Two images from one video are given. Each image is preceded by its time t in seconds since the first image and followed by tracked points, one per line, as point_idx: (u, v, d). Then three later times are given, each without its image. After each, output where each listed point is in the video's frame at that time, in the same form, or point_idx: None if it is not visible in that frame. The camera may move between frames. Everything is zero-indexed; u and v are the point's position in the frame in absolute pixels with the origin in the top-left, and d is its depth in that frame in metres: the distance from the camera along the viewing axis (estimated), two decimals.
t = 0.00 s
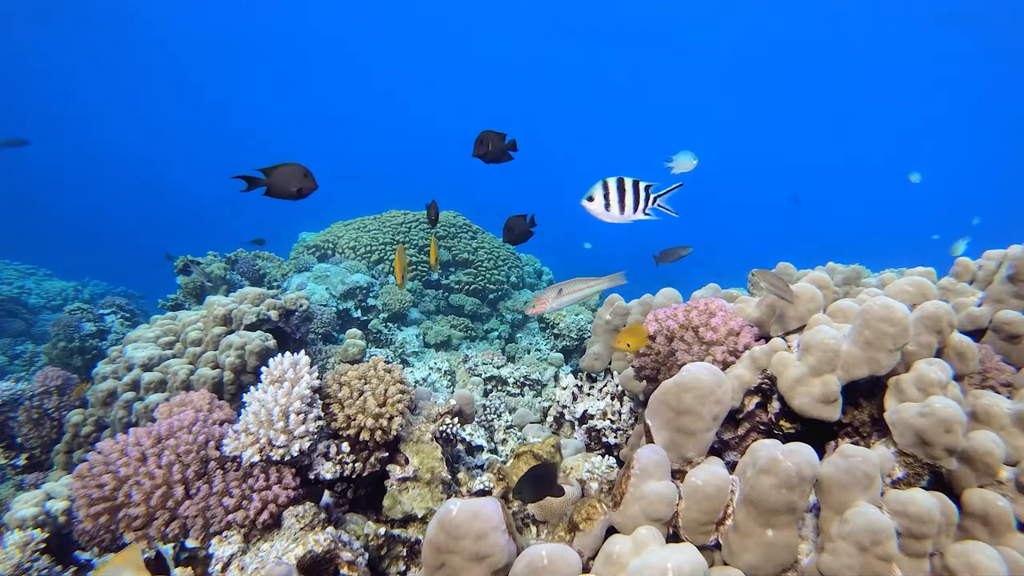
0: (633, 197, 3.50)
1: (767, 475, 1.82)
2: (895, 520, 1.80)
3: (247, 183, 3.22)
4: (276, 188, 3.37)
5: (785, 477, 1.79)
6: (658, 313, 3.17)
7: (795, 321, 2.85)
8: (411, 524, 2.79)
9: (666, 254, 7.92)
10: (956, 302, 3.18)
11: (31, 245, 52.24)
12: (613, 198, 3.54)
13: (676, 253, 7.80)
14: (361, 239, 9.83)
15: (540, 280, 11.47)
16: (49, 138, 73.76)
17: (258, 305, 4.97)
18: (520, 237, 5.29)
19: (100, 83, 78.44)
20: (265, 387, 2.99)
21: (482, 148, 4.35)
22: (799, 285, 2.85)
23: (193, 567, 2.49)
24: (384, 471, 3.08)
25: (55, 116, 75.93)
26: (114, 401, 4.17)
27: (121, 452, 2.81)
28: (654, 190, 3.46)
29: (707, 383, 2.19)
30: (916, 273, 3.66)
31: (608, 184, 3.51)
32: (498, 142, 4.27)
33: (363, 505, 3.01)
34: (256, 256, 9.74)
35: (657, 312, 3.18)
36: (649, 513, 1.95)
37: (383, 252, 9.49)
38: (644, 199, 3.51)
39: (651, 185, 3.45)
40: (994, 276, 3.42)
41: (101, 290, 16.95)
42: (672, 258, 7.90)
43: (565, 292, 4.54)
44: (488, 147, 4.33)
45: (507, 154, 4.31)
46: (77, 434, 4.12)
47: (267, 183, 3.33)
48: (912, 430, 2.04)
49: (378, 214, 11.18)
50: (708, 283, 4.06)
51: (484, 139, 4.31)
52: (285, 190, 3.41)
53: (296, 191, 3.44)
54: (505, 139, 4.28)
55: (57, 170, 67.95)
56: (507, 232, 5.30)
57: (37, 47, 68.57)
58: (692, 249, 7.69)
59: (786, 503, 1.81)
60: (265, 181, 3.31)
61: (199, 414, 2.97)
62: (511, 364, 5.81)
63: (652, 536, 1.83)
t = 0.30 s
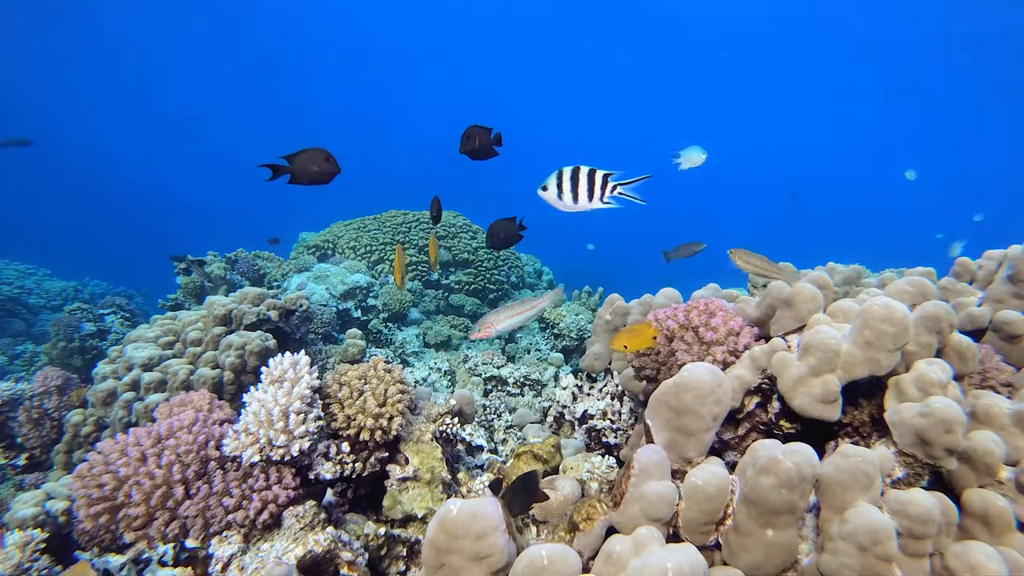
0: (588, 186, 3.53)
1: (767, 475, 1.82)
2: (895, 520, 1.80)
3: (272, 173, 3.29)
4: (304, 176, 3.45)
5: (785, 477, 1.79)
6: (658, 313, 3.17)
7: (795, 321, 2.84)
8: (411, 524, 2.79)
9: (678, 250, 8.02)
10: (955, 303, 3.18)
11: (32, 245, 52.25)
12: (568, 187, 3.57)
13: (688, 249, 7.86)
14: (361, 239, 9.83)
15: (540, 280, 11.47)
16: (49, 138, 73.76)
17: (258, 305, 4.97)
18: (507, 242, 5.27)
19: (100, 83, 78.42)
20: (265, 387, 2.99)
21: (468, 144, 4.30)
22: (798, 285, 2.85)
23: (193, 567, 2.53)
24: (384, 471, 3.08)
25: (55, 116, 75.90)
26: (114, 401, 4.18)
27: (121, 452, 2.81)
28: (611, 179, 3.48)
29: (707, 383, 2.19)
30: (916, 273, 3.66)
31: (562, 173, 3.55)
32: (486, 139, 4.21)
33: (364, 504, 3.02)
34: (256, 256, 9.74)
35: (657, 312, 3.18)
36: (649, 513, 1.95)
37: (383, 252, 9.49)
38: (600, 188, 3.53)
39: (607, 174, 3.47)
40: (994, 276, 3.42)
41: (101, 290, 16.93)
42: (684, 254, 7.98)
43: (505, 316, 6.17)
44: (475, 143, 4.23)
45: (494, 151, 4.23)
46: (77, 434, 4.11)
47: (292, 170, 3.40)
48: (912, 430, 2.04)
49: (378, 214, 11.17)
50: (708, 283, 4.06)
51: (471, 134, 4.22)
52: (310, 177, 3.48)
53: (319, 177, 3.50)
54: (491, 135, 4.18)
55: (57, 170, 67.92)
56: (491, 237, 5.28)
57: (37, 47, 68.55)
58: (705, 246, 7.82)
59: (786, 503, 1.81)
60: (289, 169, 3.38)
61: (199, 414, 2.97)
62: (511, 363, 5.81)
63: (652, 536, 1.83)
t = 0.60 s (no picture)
0: (546, 179, 3.53)
1: (767, 475, 1.82)
2: (895, 520, 1.80)
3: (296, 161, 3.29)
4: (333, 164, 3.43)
5: (785, 477, 1.79)
6: (658, 313, 3.17)
7: (795, 321, 2.84)
8: (411, 524, 2.79)
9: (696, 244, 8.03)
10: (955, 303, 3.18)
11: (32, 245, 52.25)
12: (527, 182, 3.57)
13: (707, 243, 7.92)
14: (362, 239, 9.82)
15: (540, 280, 11.47)
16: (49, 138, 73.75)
17: (259, 305, 4.96)
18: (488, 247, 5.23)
19: (100, 82, 78.37)
20: (264, 387, 2.98)
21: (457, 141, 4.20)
22: (798, 285, 2.85)
23: (193, 567, 2.54)
24: (384, 471, 3.08)
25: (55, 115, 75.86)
26: (114, 401, 4.17)
27: (121, 452, 2.81)
28: (569, 173, 3.47)
29: (707, 383, 2.19)
30: (916, 273, 3.66)
31: (522, 167, 3.54)
32: (474, 136, 4.13)
33: (364, 504, 3.02)
34: (256, 256, 9.74)
35: (657, 312, 3.19)
36: (649, 513, 1.95)
37: (383, 252, 9.48)
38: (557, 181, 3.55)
39: (566, 168, 3.46)
40: (994, 276, 3.42)
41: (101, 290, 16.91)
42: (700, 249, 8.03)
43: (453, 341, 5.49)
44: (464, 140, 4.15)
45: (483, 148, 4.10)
46: (77, 434, 4.11)
47: (317, 159, 3.37)
48: (912, 430, 2.04)
49: (378, 214, 11.16)
50: (708, 283, 4.06)
51: (461, 133, 4.11)
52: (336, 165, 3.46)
53: (344, 167, 3.46)
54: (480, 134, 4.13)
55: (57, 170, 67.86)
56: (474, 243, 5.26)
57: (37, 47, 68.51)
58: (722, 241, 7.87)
59: (786, 503, 1.81)
60: (314, 159, 3.36)
61: (199, 414, 2.97)
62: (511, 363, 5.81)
63: (652, 536, 1.82)
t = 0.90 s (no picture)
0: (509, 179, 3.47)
1: (767, 475, 1.82)
2: (895, 520, 1.80)
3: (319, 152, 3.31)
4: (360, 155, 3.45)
5: (785, 477, 1.79)
6: (658, 313, 3.17)
7: (795, 321, 2.84)
8: (411, 524, 2.79)
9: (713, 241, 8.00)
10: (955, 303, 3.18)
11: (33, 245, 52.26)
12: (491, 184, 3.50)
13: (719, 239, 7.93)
14: (362, 239, 9.82)
15: (540, 280, 11.46)
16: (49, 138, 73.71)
17: (259, 305, 4.96)
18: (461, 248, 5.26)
19: (100, 82, 78.35)
20: (264, 387, 2.98)
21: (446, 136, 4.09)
22: (798, 285, 2.85)
23: (193, 566, 2.53)
24: (384, 471, 3.08)
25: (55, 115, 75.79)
26: (114, 401, 4.17)
27: (121, 452, 2.81)
28: (531, 173, 3.45)
29: (707, 383, 2.19)
30: (916, 273, 3.66)
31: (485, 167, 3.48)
32: (464, 133, 4.06)
33: (363, 504, 3.02)
34: (256, 256, 9.73)
35: (657, 312, 3.19)
36: (649, 513, 1.95)
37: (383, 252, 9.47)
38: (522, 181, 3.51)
39: (528, 168, 3.43)
40: (994, 276, 3.42)
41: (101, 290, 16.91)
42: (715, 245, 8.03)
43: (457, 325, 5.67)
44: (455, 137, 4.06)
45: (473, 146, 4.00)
46: (78, 434, 4.11)
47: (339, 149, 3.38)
48: (912, 430, 2.04)
49: (378, 213, 11.16)
50: (708, 283, 4.06)
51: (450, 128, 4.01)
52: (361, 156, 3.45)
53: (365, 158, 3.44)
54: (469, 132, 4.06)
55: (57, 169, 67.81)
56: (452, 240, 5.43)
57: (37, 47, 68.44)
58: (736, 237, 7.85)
59: (786, 503, 1.81)
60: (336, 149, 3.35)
61: (199, 414, 2.97)
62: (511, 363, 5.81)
63: (652, 536, 1.82)
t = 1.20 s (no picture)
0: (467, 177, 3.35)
1: (767, 475, 1.82)
2: (895, 520, 1.80)
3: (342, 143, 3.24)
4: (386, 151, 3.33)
5: (785, 477, 1.79)
6: (658, 313, 3.17)
7: (795, 321, 2.84)
8: (411, 524, 2.79)
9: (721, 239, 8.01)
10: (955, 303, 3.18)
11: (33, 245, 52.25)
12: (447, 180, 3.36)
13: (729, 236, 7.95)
14: (361, 239, 9.81)
15: (540, 280, 11.45)
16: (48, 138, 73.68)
17: (259, 305, 4.96)
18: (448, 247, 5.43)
19: (99, 82, 78.33)
20: (264, 387, 2.98)
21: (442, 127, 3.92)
22: (799, 285, 2.85)
23: (193, 566, 2.53)
24: (384, 471, 3.08)
25: (54, 115, 75.77)
26: (114, 401, 4.17)
27: (121, 452, 2.81)
28: (490, 172, 3.36)
29: (707, 382, 2.19)
30: (916, 273, 3.66)
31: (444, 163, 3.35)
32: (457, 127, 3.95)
33: (363, 504, 3.02)
34: (256, 256, 9.73)
35: (657, 312, 3.19)
36: (649, 513, 1.95)
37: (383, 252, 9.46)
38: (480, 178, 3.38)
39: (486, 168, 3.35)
40: (994, 276, 3.42)
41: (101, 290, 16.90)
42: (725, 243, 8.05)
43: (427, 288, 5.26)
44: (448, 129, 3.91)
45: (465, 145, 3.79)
46: (78, 434, 4.11)
47: (363, 141, 3.31)
48: (912, 430, 2.04)
49: (378, 213, 11.16)
50: (708, 283, 4.06)
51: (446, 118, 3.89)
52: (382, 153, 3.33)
53: (389, 154, 3.32)
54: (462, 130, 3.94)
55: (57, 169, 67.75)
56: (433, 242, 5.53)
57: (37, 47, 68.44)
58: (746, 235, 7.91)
59: (786, 503, 1.81)
60: (360, 141, 3.30)
61: (199, 414, 2.97)
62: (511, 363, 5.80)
63: (652, 536, 1.82)
